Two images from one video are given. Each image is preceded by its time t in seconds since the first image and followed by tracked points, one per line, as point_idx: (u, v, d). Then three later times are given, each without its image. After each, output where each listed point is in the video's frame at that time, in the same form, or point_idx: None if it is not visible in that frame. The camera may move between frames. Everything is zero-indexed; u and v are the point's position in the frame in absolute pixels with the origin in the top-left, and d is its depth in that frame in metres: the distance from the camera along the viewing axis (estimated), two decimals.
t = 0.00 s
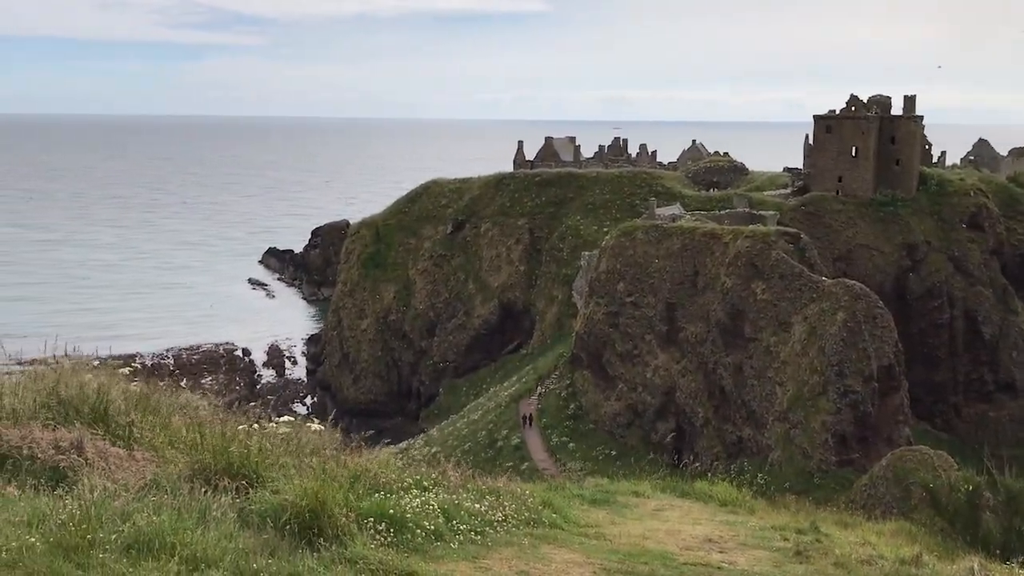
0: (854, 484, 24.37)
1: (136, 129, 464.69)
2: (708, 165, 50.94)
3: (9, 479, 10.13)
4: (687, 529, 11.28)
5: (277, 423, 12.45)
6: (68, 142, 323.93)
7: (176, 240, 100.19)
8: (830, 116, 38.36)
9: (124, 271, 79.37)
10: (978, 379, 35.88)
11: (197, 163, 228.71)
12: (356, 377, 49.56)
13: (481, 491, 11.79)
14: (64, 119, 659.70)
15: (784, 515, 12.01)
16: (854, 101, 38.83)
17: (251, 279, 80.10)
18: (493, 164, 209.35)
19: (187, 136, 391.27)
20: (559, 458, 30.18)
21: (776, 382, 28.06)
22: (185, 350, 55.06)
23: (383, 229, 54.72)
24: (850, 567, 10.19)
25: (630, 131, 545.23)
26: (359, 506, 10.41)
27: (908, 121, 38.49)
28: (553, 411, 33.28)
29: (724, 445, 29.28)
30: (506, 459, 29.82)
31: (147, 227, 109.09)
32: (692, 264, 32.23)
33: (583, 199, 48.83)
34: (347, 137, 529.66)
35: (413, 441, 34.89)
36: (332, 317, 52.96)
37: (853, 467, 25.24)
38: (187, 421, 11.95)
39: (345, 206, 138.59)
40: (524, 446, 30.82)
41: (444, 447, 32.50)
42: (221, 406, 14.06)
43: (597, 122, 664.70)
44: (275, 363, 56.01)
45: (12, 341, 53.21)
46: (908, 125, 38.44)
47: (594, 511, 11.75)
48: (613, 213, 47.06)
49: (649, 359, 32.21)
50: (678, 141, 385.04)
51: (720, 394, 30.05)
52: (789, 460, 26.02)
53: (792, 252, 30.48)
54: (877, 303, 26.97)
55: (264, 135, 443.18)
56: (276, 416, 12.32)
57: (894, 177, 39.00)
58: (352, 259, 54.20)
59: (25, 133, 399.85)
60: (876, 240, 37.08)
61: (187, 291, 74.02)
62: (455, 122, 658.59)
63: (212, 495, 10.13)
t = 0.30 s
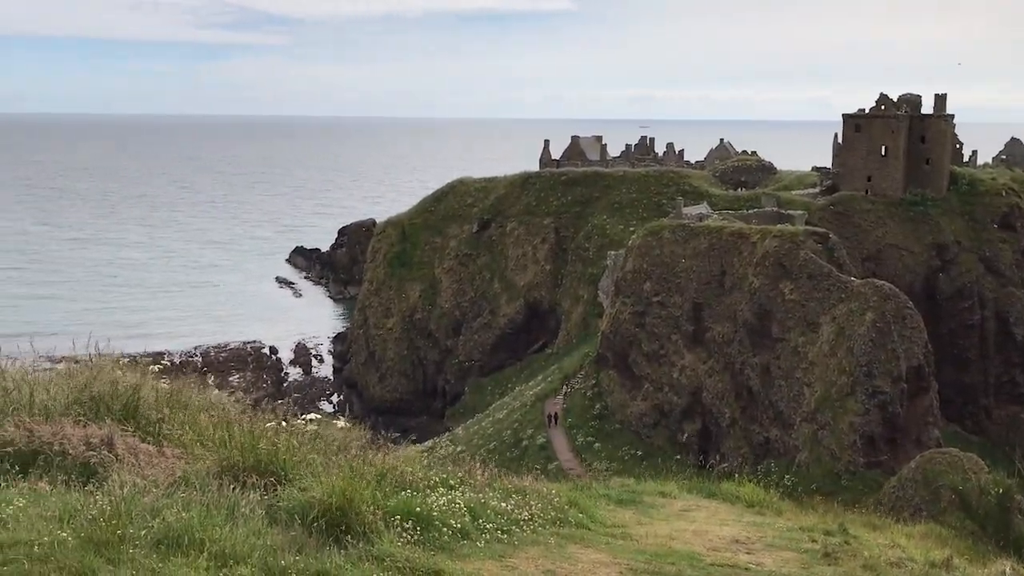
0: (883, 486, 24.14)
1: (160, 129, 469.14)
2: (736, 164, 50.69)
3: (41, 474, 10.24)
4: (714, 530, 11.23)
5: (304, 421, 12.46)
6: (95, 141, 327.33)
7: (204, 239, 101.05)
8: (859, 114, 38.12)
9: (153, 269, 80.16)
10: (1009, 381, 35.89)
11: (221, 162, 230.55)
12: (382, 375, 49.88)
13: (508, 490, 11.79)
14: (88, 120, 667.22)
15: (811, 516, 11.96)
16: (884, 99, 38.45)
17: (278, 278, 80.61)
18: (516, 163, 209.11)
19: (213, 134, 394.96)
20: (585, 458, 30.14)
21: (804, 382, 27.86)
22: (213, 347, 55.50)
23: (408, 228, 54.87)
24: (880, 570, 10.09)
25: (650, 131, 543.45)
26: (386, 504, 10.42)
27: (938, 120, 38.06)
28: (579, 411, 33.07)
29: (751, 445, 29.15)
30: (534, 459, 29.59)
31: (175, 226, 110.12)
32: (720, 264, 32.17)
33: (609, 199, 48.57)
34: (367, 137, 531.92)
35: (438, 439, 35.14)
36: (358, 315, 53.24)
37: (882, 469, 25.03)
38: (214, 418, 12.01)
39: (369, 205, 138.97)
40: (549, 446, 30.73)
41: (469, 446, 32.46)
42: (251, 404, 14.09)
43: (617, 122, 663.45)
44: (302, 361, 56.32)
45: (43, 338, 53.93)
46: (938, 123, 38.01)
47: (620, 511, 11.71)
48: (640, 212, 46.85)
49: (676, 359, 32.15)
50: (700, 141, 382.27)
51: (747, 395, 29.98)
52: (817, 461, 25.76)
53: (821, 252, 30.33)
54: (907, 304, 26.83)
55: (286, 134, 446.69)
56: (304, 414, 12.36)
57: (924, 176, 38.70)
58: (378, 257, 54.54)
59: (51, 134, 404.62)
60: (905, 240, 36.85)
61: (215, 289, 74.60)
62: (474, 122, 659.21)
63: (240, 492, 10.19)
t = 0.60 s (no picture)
0: (919, 488, 24.01)
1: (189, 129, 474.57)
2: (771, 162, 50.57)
3: (80, 468, 10.39)
4: (749, 530, 11.15)
5: (340, 418, 12.54)
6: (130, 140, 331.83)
7: (239, 237, 101.99)
8: (895, 111, 38.18)
9: (188, 267, 81.05)
10: None
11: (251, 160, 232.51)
12: (415, 372, 50.43)
13: (540, 488, 11.76)
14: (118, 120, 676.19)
15: (846, 518, 11.87)
16: (922, 97, 38.32)
17: (312, 275, 81.18)
18: (545, 162, 208.63)
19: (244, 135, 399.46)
20: (618, 457, 30.45)
21: (840, 382, 27.62)
22: (248, 345, 55.78)
23: (441, 227, 55.53)
24: (918, 572, 9.96)
25: (676, 131, 541.15)
26: (419, 501, 10.43)
27: (977, 118, 37.58)
28: (611, 410, 33.43)
29: (785, 446, 28.91)
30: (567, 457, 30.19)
31: (209, 224, 111.25)
32: (754, 262, 31.93)
33: (642, 196, 48.39)
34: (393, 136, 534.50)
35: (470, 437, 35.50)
36: (391, 312, 53.72)
37: (918, 470, 24.85)
38: (251, 414, 12.12)
39: (400, 203, 139.40)
40: (581, 444, 31.15)
41: (501, 444, 33.03)
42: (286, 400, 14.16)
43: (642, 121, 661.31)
44: (335, 357, 56.49)
45: (81, 335, 54.78)
46: (977, 121, 37.55)
47: (653, 510, 11.66)
48: (673, 210, 46.67)
49: (710, 358, 32.12)
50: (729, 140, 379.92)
51: (782, 395, 29.69)
52: (852, 462, 25.54)
53: (857, 250, 30.00)
54: (945, 303, 26.54)
55: (315, 133, 450.12)
56: (339, 411, 12.43)
57: (962, 175, 38.29)
58: (411, 256, 55.23)
59: (90, 132, 410.64)
60: (942, 239, 36.62)
61: (251, 286, 75.26)
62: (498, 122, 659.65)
63: (275, 487, 10.26)
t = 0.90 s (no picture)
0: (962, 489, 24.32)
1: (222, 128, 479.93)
2: (812, 158, 50.34)
3: (124, 461, 10.53)
4: (789, 530, 11.04)
5: (378, 415, 12.56)
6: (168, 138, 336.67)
7: (280, 234, 103.12)
8: (940, 108, 38.88)
9: (229, 264, 82.10)
10: None
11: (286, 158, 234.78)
12: (452, 369, 51.02)
13: (579, 486, 11.71)
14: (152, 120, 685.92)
15: (889, 518, 11.75)
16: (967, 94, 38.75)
17: (352, 273, 81.72)
18: (580, 161, 207.85)
19: (278, 132, 402.98)
20: (656, 455, 30.52)
21: (881, 382, 28.07)
22: (288, 342, 55.48)
23: (480, 224, 56.96)
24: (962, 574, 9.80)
25: (707, 130, 537.54)
26: (458, 497, 10.44)
27: None
28: (650, 408, 33.52)
29: (827, 446, 29.19)
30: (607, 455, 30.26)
31: (249, 221, 112.61)
32: (795, 260, 32.33)
33: (681, 194, 48.32)
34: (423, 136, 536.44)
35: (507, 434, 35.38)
36: (430, 310, 54.85)
37: (962, 470, 25.06)
38: (292, 409, 12.23)
39: (437, 202, 139.75)
40: (620, 442, 31.07)
41: (538, 441, 33.05)
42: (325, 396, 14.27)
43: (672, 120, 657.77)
44: (374, 354, 56.42)
45: (125, 330, 55.87)
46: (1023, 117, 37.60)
47: (694, 510, 11.59)
48: (713, 208, 46.43)
49: (750, 357, 32.54)
50: (777, 135, 375.40)
51: (823, 394, 30.11)
52: (893, 461, 26.06)
53: (899, 248, 30.41)
54: (989, 301, 26.80)
55: (346, 132, 452.93)
56: (376, 407, 12.45)
57: (1009, 172, 38.11)
58: (449, 253, 56.73)
59: (126, 132, 417.09)
60: (988, 236, 36.48)
61: (291, 283, 75.87)
62: (526, 121, 659.72)
63: (316, 482, 10.32)
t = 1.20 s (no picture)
0: (1009, 491, 24.34)
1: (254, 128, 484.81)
2: (854, 154, 50.41)
3: (168, 456, 10.63)
4: (832, 530, 10.94)
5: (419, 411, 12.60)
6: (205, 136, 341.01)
7: (319, 231, 104.07)
8: (988, 103, 39.48)
9: (269, 260, 83.06)
10: None
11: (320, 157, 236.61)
12: (490, 366, 51.82)
13: (618, 484, 11.65)
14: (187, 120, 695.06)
15: (933, 519, 11.62)
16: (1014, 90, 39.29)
17: (390, 269, 82.28)
18: (614, 159, 206.87)
19: (311, 131, 406.23)
20: (695, 453, 30.32)
21: (925, 381, 27.96)
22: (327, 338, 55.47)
23: (518, 221, 57.60)
24: None
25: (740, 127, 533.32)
26: (497, 494, 10.42)
27: None
28: (690, 407, 33.50)
29: (869, 446, 29.23)
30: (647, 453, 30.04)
31: (288, 218, 113.77)
32: (837, 257, 32.40)
33: (722, 190, 48.86)
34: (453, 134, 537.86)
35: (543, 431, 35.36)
36: (467, 307, 55.54)
37: (1008, 471, 25.07)
38: (332, 404, 12.34)
39: (473, 200, 139.97)
40: (659, 441, 30.88)
41: (576, 438, 32.92)
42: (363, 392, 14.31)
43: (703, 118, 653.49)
44: (413, 350, 56.58)
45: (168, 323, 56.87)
46: None
47: (734, 508, 11.51)
48: (755, 205, 46.73)
49: (791, 355, 32.65)
50: (812, 132, 371.69)
51: (865, 393, 30.22)
52: (937, 462, 26.02)
53: (944, 246, 30.28)
54: None
55: (377, 131, 455.22)
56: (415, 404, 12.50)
57: None
58: (487, 250, 57.23)
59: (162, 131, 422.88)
60: None
61: (331, 280, 76.49)
62: (556, 120, 658.77)
63: (357, 478, 10.36)
